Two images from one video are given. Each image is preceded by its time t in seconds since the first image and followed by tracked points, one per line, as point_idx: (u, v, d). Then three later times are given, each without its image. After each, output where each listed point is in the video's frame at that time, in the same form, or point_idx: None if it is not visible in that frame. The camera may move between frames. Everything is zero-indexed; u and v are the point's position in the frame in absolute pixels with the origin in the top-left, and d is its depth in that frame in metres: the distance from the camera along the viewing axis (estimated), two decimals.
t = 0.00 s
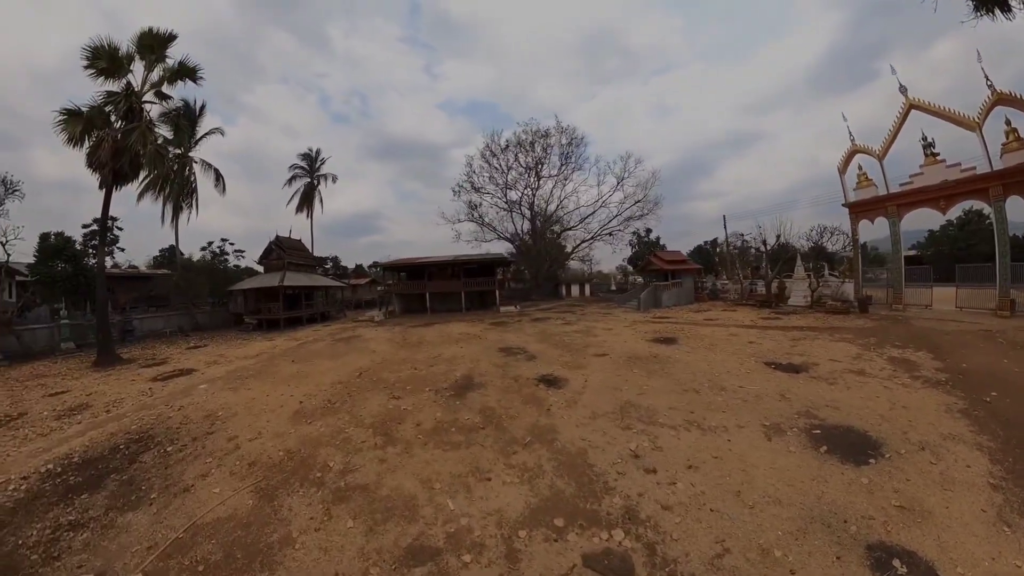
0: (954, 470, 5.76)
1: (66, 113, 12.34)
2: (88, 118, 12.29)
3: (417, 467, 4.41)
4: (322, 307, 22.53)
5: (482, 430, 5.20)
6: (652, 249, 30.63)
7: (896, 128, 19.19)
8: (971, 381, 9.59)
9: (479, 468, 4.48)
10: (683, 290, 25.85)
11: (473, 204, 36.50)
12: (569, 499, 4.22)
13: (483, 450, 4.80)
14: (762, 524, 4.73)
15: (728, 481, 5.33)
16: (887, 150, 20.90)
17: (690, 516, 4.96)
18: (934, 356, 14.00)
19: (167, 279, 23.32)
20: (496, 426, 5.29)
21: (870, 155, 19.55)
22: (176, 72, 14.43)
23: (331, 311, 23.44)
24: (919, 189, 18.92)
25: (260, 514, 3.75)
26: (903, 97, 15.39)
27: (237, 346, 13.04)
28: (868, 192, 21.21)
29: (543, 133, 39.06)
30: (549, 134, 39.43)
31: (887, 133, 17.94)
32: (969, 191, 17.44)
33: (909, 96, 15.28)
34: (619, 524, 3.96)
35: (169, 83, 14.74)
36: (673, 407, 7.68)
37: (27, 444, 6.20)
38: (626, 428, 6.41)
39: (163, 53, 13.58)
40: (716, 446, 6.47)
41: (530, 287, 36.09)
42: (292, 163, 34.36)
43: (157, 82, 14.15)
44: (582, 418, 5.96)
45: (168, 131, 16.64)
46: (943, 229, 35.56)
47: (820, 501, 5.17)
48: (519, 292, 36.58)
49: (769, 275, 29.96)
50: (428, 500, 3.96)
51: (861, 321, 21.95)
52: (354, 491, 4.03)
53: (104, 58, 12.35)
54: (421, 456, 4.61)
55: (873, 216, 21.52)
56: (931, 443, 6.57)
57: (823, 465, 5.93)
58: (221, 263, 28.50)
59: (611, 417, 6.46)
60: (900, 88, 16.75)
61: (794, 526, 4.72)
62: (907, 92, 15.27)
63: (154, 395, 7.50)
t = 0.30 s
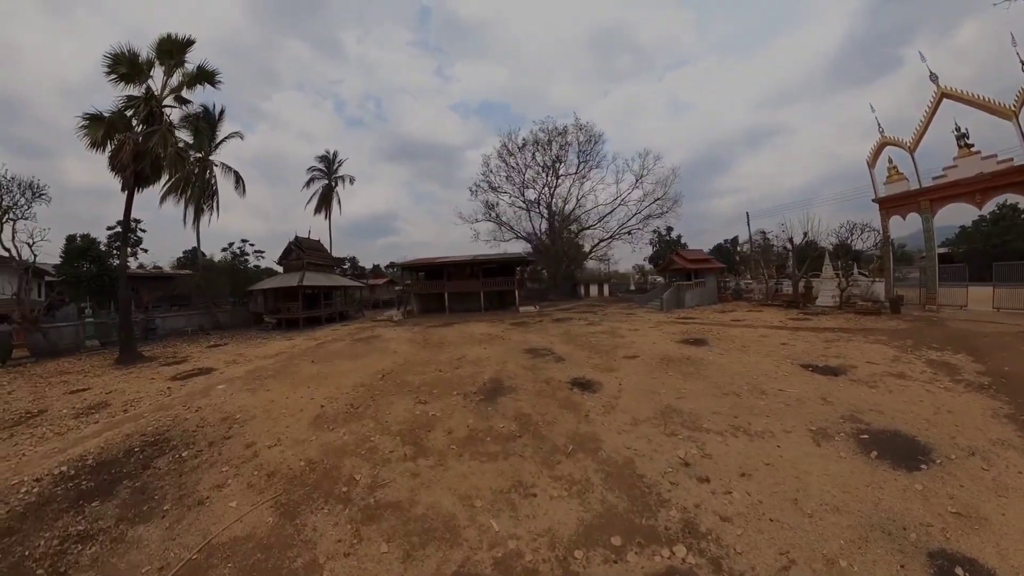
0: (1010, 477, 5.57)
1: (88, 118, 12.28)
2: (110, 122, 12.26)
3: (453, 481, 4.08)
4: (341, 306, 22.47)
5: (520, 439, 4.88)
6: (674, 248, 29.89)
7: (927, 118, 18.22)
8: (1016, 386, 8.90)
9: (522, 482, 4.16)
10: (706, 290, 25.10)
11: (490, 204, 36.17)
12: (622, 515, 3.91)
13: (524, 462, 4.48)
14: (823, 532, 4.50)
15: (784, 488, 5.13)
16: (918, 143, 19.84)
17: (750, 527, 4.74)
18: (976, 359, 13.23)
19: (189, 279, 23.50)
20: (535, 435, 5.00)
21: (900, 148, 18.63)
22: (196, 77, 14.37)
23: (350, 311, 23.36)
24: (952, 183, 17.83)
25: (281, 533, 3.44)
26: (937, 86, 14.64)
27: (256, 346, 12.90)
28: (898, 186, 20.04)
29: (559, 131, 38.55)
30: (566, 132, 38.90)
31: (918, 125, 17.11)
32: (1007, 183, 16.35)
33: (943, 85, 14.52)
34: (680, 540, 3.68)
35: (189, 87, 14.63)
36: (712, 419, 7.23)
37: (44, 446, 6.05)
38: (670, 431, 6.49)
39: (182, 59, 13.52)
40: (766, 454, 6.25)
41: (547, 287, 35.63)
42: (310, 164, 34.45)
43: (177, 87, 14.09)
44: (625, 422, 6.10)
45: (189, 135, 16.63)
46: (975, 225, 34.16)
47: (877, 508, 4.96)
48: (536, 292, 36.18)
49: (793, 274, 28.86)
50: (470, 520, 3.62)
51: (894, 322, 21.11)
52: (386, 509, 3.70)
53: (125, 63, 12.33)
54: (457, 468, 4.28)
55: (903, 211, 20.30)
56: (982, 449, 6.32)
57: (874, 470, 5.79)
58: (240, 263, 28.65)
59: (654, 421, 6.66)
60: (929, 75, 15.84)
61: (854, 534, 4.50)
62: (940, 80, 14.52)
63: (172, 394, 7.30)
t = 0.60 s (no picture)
0: None
1: (109, 122, 12.25)
2: (130, 127, 12.20)
3: (492, 501, 3.74)
4: (360, 306, 22.37)
5: (560, 451, 4.54)
6: (695, 247, 29.10)
7: (960, 109, 17.32)
8: None
9: (569, 501, 3.81)
10: (730, 290, 24.34)
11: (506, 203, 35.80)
12: (680, 533, 3.55)
13: (568, 477, 4.12)
14: (881, 545, 4.15)
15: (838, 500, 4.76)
16: (951, 135, 18.81)
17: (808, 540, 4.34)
18: (1022, 364, 12.40)
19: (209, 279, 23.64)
20: (576, 446, 4.65)
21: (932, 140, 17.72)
22: (214, 81, 14.27)
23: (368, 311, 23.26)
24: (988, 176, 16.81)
25: (305, 559, 3.13)
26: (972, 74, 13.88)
27: (274, 346, 12.74)
28: (930, 181, 18.96)
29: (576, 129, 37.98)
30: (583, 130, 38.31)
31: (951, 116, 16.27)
32: None
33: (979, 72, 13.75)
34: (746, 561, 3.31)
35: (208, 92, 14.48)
36: (756, 430, 6.78)
37: (60, 448, 5.87)
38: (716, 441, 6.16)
39: (200, 63, 13.45)
40: (816, 463, 5.84)
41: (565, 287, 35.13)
42: (327, 166, 34.55)
43: (196, 92, 13.99)
44: (669, 434, 5.86)
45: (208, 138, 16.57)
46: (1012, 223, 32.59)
47: (931, 519, 4.60)
48: (554, 292, 35.71)
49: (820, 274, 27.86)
50: (516, 545, 3.27)
51: (929, 324, 20.16)
52: (421, 533, 3.36)
53: (144, 68, 12.29)
54: (495, 486, 3.94)
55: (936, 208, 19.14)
56: None
57: (924, 480, 5.43)
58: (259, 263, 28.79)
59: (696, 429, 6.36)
60: (962, 62, 14.99)
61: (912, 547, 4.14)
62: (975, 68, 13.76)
63: (190, 395, 7.09)
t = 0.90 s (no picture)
0: None
1: (128, 126, 12.19)
2: (148, 130, 12.09)
3: (527, 521, 3.39)
4: (376, 306, 22.23)
5: (599, 464, 4.19)
6: (717, 246, 28.32)
7: (996, 95, 16.39)
8: None
9: (614, 520, 3.45)
10: (754, 289, 23.56)
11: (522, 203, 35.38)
12: (738, 555, 3.16)
13: (610, 494, 3.76)
14: (945, 561, 3.74)
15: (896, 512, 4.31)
16: (986, 124, 17.83)
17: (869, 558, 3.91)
18: None
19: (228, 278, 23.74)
20: (615, 459, 4.30)
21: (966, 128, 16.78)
22: (230, 83, 14.08)
23: (385, 311, 23.11)
24: None
25: None
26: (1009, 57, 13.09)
27: (291, 345, 12.55)
28: (965, 172, 17.95)
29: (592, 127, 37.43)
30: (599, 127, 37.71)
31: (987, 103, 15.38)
32: None
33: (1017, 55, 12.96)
34: None
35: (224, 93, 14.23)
36: (802, 438, 6.30)
37: (70, 447, 5.68)
38: (763, 451, 5.77)
39: (216, 67, 13.35)
40: (868, 472, 5.34)
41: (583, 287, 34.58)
42: (343, 167, 34.66)
43: (212, 95, 13.80)
44: (714, 443, 5.57)
45: (225, 141, 16.49)
46: None
47: (996, 532, 4.13)
48: (571, 292, 35.19)
49: (847, 273, 26.86)
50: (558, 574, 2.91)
51: (966, 324, 19.17)
52: (450, 560, 3.01)
53: (161, 72, 12.22)
54: (530, 504, 3.58)
55: (972, 201, 18.06)
56: None
57: (981, 489, 4.94)
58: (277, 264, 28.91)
59: (742, 438, 6.01)
60: (998, 46, 14.17)
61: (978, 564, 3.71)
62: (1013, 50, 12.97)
63: (203, 395, 6.87)
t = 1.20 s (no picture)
0: None
1: (144, 129, 12.08)
2: (164, 134, 11.98)
3: (567, 554, 3.05)
4: (392, 306, 22.05)
5: (642, 486, 3.90)
6: (738, 245, 27.52)
7: None
8: None
9: (665, 551, 3.14)
10: (778, 290, 22.77)
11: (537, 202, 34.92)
12: None
13: (657, 521, 3.44)
14: None
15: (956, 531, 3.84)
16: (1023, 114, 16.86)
17: None
18: None
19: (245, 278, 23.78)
20: (658, 479, 3.99)
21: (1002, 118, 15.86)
22: (244, 85, 13.91)
23: (401, 311, 22.91)
24: None
25: None
26: None
27: (306, 346, 12.34)
28: (1000, 165, 16.98)
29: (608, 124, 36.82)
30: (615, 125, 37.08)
31: None
32: None
33: None
34: None
35: (239, 95, 14.09)
36: (851, 452, 5.81)
37: (78, 449, 5.45)
38: (812, 467, 5.34)
39: (229, 70, 13.22)
40: (920, 489, 4.83)
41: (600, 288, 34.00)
42: (359, 168, 34.67)
43: (228, 98, 13.65)
44: (760, 457, 5.36)
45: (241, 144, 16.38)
46: None
47: None
48: (588, 293, 34.65)
49: (876, 273, 25.85)
50: None
51: (1006, 327, 18.18)
52: None
53: (176, 76, 12.11)
54: (570, 534, 3.24)
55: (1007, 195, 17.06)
56: None
57: None
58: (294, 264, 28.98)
59: (789, 452, 5.70)
60: None
61: None
62: None
63: (215, 397, 6.62)
